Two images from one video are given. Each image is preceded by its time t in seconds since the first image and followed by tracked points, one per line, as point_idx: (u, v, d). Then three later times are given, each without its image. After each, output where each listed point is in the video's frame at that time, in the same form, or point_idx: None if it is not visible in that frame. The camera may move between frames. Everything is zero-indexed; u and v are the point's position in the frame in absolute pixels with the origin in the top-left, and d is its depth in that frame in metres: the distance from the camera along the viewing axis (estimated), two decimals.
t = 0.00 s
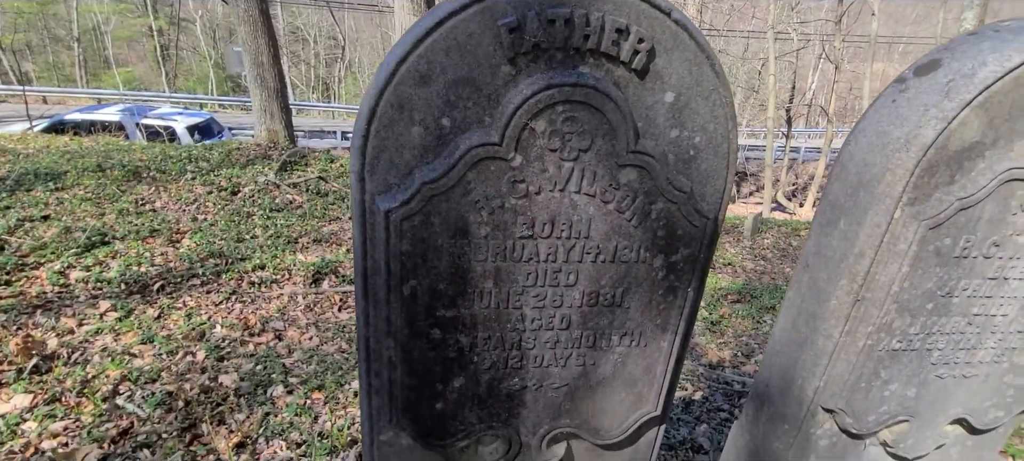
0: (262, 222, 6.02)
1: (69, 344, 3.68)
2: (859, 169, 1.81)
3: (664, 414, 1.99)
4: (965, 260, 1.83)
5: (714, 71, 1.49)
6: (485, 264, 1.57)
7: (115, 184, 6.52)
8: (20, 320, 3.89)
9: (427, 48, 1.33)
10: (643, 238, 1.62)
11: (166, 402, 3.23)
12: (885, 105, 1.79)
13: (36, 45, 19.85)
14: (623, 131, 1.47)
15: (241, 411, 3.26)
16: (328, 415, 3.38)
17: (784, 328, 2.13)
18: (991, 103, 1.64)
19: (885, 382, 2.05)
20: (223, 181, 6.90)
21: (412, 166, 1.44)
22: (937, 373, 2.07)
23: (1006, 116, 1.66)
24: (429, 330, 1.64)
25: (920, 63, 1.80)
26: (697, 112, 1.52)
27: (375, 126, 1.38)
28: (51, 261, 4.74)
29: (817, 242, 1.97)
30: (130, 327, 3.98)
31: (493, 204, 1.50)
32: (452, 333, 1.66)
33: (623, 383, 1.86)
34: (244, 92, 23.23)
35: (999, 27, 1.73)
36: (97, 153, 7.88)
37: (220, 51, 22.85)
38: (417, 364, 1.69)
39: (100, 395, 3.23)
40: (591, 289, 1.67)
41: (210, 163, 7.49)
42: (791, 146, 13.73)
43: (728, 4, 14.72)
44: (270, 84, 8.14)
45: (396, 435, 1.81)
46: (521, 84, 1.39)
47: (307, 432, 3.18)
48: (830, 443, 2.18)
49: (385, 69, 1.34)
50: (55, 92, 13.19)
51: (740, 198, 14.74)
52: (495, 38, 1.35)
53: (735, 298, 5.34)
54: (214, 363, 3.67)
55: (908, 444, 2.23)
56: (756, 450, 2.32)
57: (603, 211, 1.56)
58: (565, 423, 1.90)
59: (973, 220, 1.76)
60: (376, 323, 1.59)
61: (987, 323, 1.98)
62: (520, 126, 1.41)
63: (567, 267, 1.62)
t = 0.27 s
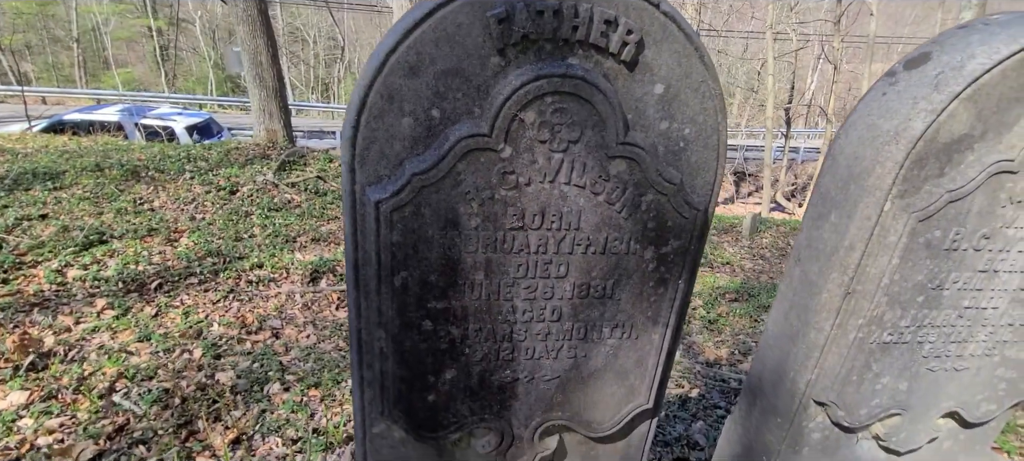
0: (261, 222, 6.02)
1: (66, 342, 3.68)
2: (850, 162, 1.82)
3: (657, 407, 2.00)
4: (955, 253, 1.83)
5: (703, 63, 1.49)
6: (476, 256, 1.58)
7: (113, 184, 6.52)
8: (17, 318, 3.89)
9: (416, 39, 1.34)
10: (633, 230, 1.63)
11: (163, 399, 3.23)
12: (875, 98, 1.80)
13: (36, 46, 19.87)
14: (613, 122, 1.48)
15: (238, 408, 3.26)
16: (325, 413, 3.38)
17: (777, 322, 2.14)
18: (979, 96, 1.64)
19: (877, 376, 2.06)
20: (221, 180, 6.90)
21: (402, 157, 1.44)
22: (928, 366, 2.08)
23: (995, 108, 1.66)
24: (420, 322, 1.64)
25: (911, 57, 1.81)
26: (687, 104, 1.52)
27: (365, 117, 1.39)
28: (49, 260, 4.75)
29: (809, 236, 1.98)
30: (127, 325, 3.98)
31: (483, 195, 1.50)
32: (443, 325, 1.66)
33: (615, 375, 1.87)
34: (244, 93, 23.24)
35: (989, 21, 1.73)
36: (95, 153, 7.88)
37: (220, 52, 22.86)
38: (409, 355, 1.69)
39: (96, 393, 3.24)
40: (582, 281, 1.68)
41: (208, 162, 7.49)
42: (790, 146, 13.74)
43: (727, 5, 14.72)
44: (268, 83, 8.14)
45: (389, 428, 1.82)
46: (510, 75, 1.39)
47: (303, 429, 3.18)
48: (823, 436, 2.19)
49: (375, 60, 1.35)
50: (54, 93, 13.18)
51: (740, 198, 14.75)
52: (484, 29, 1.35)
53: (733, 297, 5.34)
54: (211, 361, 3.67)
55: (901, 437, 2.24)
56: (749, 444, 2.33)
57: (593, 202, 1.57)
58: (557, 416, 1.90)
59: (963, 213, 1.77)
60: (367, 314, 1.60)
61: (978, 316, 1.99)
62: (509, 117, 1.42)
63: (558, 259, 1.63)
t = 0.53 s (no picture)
0: (259, 220, 6.01)
1: (62, 339, 3.67)
2: (845, 152, 1.81)
3: (652, 399, 1.99)
4: (951, 242, 1.82)
5: (697, 49, 1.48)
6: (468, 244, 1.57)
7: (111, 182, 6.51)
8: (13, 315, 3.87)
9: (407, 23, 1.32)
10: (627, 218, 1.61)
11: (158, 395, 3.22)
12: (871, 87, 1.79)
13: (36, 47, 19.88)
14: (605, 108, 1.47)
15: (233, 404, 3.25)
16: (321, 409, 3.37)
17: (773, 314, 2.13)
18: (975, 83, 1.63)
19: (873, 367, 2.04)
20: (219, 179, 6.89)
21: (393, 143, 1.43)
22: (924, 357, 2.07)
23: (990, 96, 1.65)
24: (412, 311, 1.63)
25: (906, 46, 1.80)
26: (680, 91, 1.51)
27: (355, 102, 1.38)
28: (45, 257, 4.73)
29: (805, 227, 1.97)
30: (124, 322, 3.96)
31: (475, 182, 1.49)
32: (436, 314, 1.65)
33: (609, 366, 1.86)
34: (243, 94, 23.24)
35: (984, 9, 1.72)
36: (93, 152, 7.87)
37: (219, 53, 22.86)
38: (401, 345, 1.68)
39: (92, 389, 3.22)
40: (576, 270, 1.67)
41: (206, 161, 7.48)
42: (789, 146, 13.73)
43: (727, 5, 14.70)
44: (266, 82, 8.13)
45: (382, 419, 1.81)
46: (502, 60, 1.38)
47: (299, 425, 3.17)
48: (819, 429, 2.18)
49: (365, 44, 1.34)
50: (53, 93, 13.16)
51: (739, 198, 14.74)
52: (475, 13, 1.34)
53: (731, 296, 5.33)
54: (207, 358, 3.66)
55: (897, 430, 2.22)
56: (745, 437, 2.32)
57: (586, 190, 1.56)
58: (551, 407, 1.89)
59: (959, 202, 1.76)
60: (358, 303, 1.58)
61: (975, 307, 1.98)
62: (500, 103, 1.41)
63: (551, 247, 1.62)
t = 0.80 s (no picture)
0: (258, 220, 6.01)
1: (60, 338, 3.66)
2: (842, 147, 1.81)
3: (648, 396, 1.98)
4: (948, 238, 1.82)
5: (693, 44, 1.47)
6: (463, 240, 1.56)
7: (110, 182, 6.50)
8: (11, 315, 3.87)
9: (401, 17, 1.32)
10: (623, 213, 1.61)
11: (156, 394, 3.21)
12: (868, 83, 1.79)
13: (36, 48, 19.89)
14: (601, 103, 1.46)
15: (231, 403, 3.24)
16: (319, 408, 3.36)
17: (770, 311, 2.13)
18: (971, 78, 1.62)
19: (871, 364, 2.04)
20: (218, 179, 6.88)
21: (388, 137, 1.42)
22: (922, 354, 2.06)
23: (987, 91, 1.65)
24: (407, 307, 1.63)
25: (903, 41, 1.79)
26: (676, 86, 1.51)
27: (350, 97, 1.37)
28: (44, 257, 4.72)
29: (802, 223, 1.97)
30: (122, 322, 3.95)
31: (470, 178, 1.49)
32: (431, 310, 1.64)
33: (606, 363, 1.85)
34: (243, 94, 23.25)
35: (981, 4, 1.72)
36: (92, 152, 7.87)
37: (219, 53, 22.87)
38: (396, 341, 1.67)
39: (89, 388, 3.22)
40: (571, 266, 1.66)
41: (206, 161, 7.48)
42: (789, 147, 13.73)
43: (727, 5, 14.68)
44: (266, 82, 8.12)
45: (378, 415, 1.81)
46: (496, 54, 1.38)
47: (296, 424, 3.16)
48: (817, 426, 2.17)
49: (359, 38, 1.33)
50: (52, 93, 13.14)
51: (739, 198, 14.74)
52: (469, 7, 1.34)
53: (731, 295, 5.33)
54: (205, 357, 3.65)
55: (895, 427, 2.22)
56: (743, 435, 2.31)
57: (582, 185, 1.55)
58: (547, 405, 1.88)
59: (955, 198, 1.75)
60: (353, 299, 1.58)
61: (973, 303, 1.97)
62: (495, 97, 1.41)
63: (546, 243, 1.61)
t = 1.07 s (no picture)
0: (257, 220, 6.00)
1: (58, 338, 3.66)
2: (840, 146, 1.81)
3: (646, 395, 1.98)
4: (946, 237, 1.82)
5: (690, 42, 1.47)
6: (460, 238, 1.56)
7: (109, 183, 6.50)
8: (9, 315, 3.86)
9: (397, 15, 1.32)
10: (620, 212, 1.61)
11: (154, 395, 3.21)
12: (865, 81, 1.79)
13: (36, 48, 19.91)
14: (597, 101, 1.46)
15: (230, 403, 3.23)
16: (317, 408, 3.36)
17: (769, 310, 2.13)
18: (968, 76, 1.62)
19: (869, 363, 2.04)
20: (218, 179, 6.88)
21: (384, 136, 1.42)
22: (920, 353, 2.06)
23: (984, 89, 1.65)
24: (404, 306, 1.62)
25: (900, 39, 1.79)
26: (673, 84, 1.51)
27: (346, 95, 1.37)
28: (42, 257, 4.72)
29: (800, 222, 1.97)
30: (121, 322, 3.95)
31: (467, 176, 1.49)
32: (428, 309, 1.64)
33: (603, 362, 1.85)
34: (243, 95, 23.26)
35: (978, 2, 1.72)
36: (92, 152, 7.86)
37: (219, 54, 22.90)
38: (393, 340, 1.67)
39: (87, 388, 3.21)
40: (569, 265, 1.66)
41: (205, 162, 7.48)
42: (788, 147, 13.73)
43: (727, 6, 14.67)
44: (265, 83, 8.12)
45: (375, 415, 1.80)
46: (493, 52, 1.38)
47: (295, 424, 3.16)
48: (815, 426, 2.17)
49: (355, 37, 1.33)
50: (52, 94, 13.14)
51: (739, 199, 14.75)
52: (465, 6, 1.34)
53: (730, 295, 5.32)
54: (204, 358, 3.65)
55: (894, 426, 2.21)
56: (741, 434, 2.31)
57: (579, 183, 1.55)
58: (545, 404, 1.88)
59: (953, 196, 1.75)
60: (350, 297, 1.58)
61: (970, 302, 1.97)
62: (492, 96, 1.40)
63: (543, 242, 1.61)
